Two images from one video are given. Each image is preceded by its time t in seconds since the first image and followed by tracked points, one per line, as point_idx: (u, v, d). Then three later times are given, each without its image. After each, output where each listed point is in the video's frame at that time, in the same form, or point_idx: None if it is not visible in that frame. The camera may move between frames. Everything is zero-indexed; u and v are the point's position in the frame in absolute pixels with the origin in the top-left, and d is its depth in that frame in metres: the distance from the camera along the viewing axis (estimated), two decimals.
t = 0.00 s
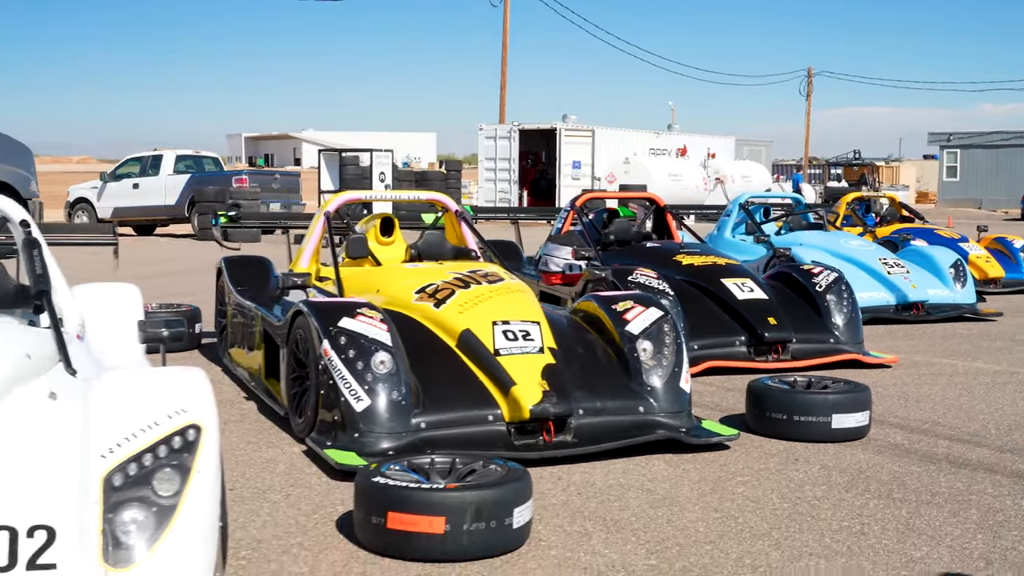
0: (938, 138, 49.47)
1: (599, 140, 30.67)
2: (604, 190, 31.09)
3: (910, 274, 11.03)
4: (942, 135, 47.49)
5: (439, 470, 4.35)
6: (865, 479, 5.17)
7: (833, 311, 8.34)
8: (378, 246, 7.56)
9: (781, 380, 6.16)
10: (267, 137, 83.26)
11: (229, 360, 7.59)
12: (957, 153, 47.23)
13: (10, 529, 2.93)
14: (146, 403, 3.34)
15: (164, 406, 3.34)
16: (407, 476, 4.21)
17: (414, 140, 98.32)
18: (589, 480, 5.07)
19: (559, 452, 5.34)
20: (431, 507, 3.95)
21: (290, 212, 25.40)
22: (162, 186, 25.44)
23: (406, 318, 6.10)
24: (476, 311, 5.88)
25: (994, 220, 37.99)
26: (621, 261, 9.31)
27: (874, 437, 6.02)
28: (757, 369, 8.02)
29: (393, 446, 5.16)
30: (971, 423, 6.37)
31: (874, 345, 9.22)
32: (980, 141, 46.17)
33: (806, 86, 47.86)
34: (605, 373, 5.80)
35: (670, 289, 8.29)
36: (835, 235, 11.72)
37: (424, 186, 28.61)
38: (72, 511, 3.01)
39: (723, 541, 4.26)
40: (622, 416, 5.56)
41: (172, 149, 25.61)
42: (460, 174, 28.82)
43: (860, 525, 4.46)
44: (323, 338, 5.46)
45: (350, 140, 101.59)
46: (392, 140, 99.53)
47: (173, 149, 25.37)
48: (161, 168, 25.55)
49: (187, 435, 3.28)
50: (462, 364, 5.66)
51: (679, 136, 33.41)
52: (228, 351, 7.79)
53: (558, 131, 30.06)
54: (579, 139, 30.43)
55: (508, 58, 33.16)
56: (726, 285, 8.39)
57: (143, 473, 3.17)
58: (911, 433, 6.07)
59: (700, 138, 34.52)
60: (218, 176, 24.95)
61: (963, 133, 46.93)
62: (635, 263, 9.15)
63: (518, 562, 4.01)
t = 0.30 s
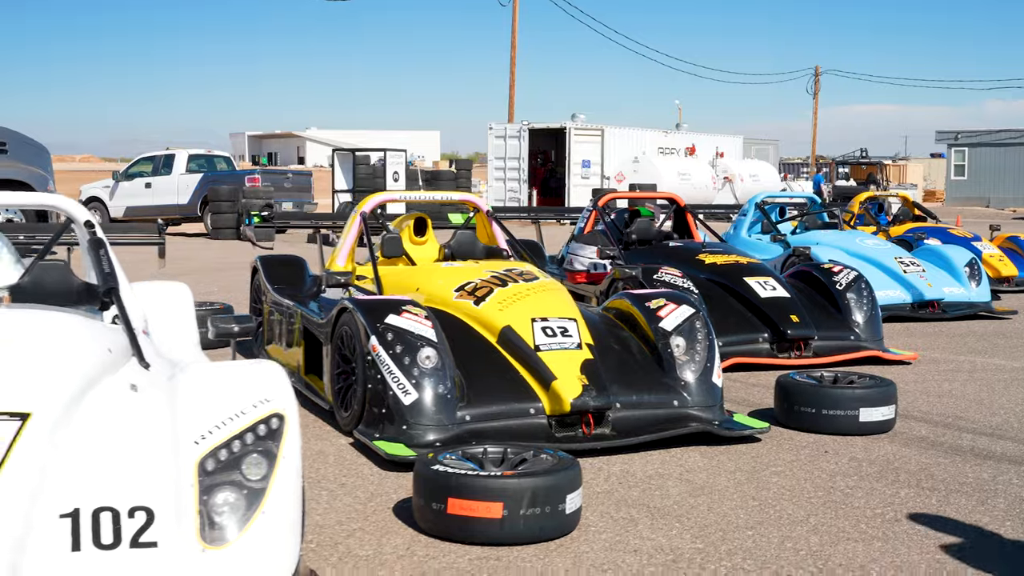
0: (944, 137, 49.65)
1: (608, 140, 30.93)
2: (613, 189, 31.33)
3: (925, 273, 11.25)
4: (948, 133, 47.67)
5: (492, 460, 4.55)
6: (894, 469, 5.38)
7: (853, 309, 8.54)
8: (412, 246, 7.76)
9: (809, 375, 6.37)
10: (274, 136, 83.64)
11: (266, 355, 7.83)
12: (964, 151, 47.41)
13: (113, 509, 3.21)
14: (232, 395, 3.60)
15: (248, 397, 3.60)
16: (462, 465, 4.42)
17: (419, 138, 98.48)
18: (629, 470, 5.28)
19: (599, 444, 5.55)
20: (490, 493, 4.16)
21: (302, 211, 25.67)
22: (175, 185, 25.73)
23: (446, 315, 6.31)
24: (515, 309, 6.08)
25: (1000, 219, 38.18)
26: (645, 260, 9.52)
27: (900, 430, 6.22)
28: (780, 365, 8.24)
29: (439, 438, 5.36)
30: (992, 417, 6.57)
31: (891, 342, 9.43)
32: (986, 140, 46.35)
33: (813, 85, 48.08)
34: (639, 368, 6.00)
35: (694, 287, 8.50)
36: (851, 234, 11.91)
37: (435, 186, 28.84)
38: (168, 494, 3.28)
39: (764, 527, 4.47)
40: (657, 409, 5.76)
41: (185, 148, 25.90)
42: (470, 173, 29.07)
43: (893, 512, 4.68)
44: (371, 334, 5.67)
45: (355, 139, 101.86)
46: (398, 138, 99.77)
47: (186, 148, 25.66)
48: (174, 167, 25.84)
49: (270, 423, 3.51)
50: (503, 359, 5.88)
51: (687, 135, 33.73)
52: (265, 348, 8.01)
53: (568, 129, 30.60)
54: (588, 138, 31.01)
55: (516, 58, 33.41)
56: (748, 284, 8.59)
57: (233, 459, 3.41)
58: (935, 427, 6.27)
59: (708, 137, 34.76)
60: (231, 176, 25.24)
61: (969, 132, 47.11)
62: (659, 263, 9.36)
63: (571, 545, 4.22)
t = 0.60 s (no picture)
0: (949, 137, 49.84)
1: (617, 140, 31.18)
2: (621, 189, 31.55)
3: (938, 272, 11.46)
4: (954, 134, 47.85)
5: (541, 449, 4.77)
6: (920, 459, 5.60)
7: (872, 307, 8.76)
8: (444, 245, 7.99)
9: (834, 371, 6.59)
10: (279, 136, 83.94)
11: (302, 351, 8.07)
12: (969, 151, 47.59)
13: (204, 490, 3.46)
14: (309, 384, 3.83)
15: (323, 385, 3.82)
16: (514, 453, 4.65)
17: (424, 138, 98.77)
18: (666, 459, 5.51)
19: (635, 435, 5.77)
20: (543, 479, 4.39)
21: (315, 211, 25.92)
22: (188, 185, 25.97)
23: (484, 312, 6.55)
24: (552, 305, 6.31)
25: (1006, 220, 38.34)
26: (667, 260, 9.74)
27: (923, 423, 6.45)
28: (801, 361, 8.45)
29: (483, 428, 5.58)
30: (1012, 411, 6.79)
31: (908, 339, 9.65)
32: (992, 140, 46.51)
33: (818, 86, 48.29)
34: (672, 363, 6.22)
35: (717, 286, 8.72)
36: (864, 234, 12.12)
37: (446, 186, 29.07)
38: (254, 476, 3.52)
39: (800, 511, 4.70)
40: (690, 402, 5.97)
41: (198, 148, 26.15)
42: (480, 173, 29.29)
43: (923, 499, 4.90)
44: (416, 330, 5.90)
45: (360, 138, 102.07)
46: (402, 138, 99.97)
47: (199, 149, 25.91)
48: (187, 167, 26.09)
49: (345, 410, 3.73)
50: (541, 354, 6.10)
51: (695, 135, 33.96)
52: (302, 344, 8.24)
53: (578, 129, 30.73)
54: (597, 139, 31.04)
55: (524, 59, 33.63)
56: (770, 282, 8.80)
57: (312, 443, 3.64)
58: (957, 420, 6.50)
59: (716, 137, 34.98)
60: (244, 176, 25.49)
61: (975, 132, 47.30)
62: (680, 262, 9.58)
63: (619, 529, 4.44)
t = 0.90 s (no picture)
0: (953, 138, 50.06)
1: (625, 141, 31.46)
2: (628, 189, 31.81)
3: (949, 270, 11.70)
4: (958, 134, 48.08)
5: (586, 437, 5.03)
6: (943, 448, 5.86)
7: (888, 304, 9.01)
8: (476, 244, 8.25)
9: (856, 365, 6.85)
10: (285, 136, 84.33)
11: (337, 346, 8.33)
12: (973, 152, 47.82)
13: (287, 471, 3.72)
14: (379, 372, 4.08)
15: (393, 374, 4.07)
16: (562, 440, 4.91)
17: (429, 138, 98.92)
18: (700, 448, 5.77)
19: (668, 426, 6.03)
20: (592, 464, 4.64)
21: (327, 212, 26.21)
22: (202, 186, 26.30)
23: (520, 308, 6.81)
24: (587, 301, 6.57)
25: (1010, 220, 38.53)
26: (687, 259, 10.00)
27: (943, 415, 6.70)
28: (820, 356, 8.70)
29: (524, 419, 5.84)
30: None
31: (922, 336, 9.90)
32: (996, 140, 46.71)
33: (823, 87, 48.56)
34: (702, 357, 6.47)
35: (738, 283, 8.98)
36: (876, 233, 12.36)
37: (455, 186, 29.35)
38: (333, 457, 3.78)
39: (832, 496, 4.96)
40: (720, 394, 6.22)
41: (211, 150, 26.49)
42: (489, 173, 29.56)
43: (949, 484, 5.15)
44: (458, 324, 6.16)
45: (366, 138, 102.33)
46: (407, 138, 100.23)
47: (212, 150, 26.24)
48: (201, 168, 26.42)
49: (414, 398, 3.98)
50: (577, 348, 6.36)
51: (701, 136, 34.22)
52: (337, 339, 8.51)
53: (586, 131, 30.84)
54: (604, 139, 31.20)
55: (532, 61, 33.91)
56: (789, 280, 9.05)
57: (386, 427, 3.89)
58: (976, 412, 6.75)
59: (722, 138, 35.23)
60: (258, 177, 25.80)
61: (979, 132, 47.52)
62: (701, 261, 9.84)
63: (664, 511, 4.70)
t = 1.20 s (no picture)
0: (958, 138, 50.24)
1: (633, 141, 31.68)
2: (636, 189, 32.03)
3: (962, 268, 11.91)
4: (963, 134, 48.27)
5: (625, 426, 5.25)
6: (965, 438, 6.07)
7: (904, 301, 9.22)
8: (504, 243, 8.46)
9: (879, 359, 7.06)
10: (290, 136, 84.61)
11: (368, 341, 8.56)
12: (978, 152, 48.00)
13: (357, 455, 3.95)
14: (440, 362, 4.29)
15: (452, 364, 4.29)
16: (603, 429, 5.13)
17: (433, 138, 99.16)
18: (731, 438, 5.99)
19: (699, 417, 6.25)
20: (635, 452, 4.86)
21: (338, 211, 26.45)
22: (214, 185, 26.55)
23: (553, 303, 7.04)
24: (618, 297, 6.79)
25: (1016, 220, 38.70)
26: (706, 257, 10.22)
27: (962, 407, 6.91)
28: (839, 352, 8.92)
29: (561, 410, 6.06)
30: None
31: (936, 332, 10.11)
32: (1001, 140, 46.90)
33: (829, 86, 48.76)
34: (730, 351, 6.69)
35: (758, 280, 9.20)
36: (888, 232, 12.55)
37: (465, 186, 29.57)
38: (398, 443, 4.01)
39: (863, 483, 5.18)
40: (748, 387, 6.44)
41: (223, 149, 26.74)
42: (499, 173, 29.78)
43: (974, 472, 5.37)
44: (496, 319, 6.37)
45: (370, 138, 102.60)
46: (412, 137, 100.41)
47: (225, 150, 26.48)
48: (213, 168, 26.68)
49: (472, 386, 4.20)
50: (610, 342, 6.59)
51: (709, 136, 34.42)
52: (368, 334, 8.74)
53: (595, 131, 31.30)
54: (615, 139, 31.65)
55: (540, 61, 34.12)
56: (808, 278, 9.26)
57: (447, 414, 4.11)
58: (995, 405, 6.96)
59: (730, 138, 35.43)
60: (270, 176, 26.04)
61: (984, 132, 47.70)
62: (721, 259, 10.06)
63: (703, 496, 4.92)
